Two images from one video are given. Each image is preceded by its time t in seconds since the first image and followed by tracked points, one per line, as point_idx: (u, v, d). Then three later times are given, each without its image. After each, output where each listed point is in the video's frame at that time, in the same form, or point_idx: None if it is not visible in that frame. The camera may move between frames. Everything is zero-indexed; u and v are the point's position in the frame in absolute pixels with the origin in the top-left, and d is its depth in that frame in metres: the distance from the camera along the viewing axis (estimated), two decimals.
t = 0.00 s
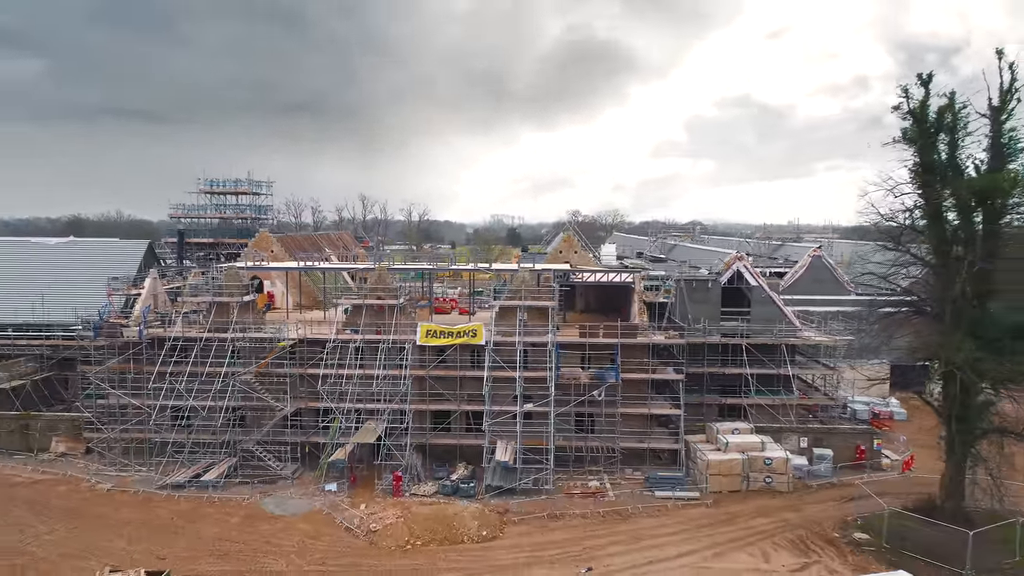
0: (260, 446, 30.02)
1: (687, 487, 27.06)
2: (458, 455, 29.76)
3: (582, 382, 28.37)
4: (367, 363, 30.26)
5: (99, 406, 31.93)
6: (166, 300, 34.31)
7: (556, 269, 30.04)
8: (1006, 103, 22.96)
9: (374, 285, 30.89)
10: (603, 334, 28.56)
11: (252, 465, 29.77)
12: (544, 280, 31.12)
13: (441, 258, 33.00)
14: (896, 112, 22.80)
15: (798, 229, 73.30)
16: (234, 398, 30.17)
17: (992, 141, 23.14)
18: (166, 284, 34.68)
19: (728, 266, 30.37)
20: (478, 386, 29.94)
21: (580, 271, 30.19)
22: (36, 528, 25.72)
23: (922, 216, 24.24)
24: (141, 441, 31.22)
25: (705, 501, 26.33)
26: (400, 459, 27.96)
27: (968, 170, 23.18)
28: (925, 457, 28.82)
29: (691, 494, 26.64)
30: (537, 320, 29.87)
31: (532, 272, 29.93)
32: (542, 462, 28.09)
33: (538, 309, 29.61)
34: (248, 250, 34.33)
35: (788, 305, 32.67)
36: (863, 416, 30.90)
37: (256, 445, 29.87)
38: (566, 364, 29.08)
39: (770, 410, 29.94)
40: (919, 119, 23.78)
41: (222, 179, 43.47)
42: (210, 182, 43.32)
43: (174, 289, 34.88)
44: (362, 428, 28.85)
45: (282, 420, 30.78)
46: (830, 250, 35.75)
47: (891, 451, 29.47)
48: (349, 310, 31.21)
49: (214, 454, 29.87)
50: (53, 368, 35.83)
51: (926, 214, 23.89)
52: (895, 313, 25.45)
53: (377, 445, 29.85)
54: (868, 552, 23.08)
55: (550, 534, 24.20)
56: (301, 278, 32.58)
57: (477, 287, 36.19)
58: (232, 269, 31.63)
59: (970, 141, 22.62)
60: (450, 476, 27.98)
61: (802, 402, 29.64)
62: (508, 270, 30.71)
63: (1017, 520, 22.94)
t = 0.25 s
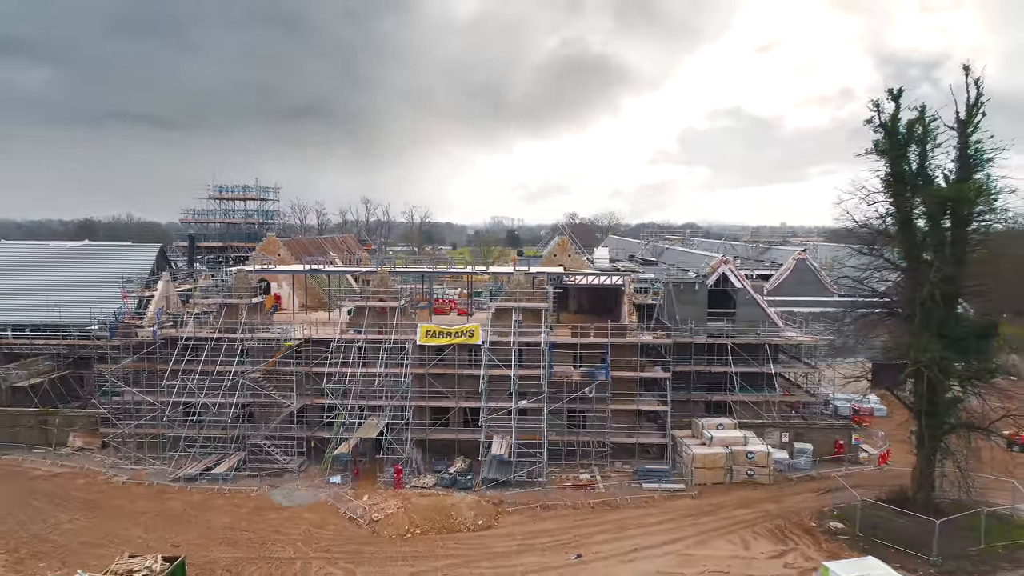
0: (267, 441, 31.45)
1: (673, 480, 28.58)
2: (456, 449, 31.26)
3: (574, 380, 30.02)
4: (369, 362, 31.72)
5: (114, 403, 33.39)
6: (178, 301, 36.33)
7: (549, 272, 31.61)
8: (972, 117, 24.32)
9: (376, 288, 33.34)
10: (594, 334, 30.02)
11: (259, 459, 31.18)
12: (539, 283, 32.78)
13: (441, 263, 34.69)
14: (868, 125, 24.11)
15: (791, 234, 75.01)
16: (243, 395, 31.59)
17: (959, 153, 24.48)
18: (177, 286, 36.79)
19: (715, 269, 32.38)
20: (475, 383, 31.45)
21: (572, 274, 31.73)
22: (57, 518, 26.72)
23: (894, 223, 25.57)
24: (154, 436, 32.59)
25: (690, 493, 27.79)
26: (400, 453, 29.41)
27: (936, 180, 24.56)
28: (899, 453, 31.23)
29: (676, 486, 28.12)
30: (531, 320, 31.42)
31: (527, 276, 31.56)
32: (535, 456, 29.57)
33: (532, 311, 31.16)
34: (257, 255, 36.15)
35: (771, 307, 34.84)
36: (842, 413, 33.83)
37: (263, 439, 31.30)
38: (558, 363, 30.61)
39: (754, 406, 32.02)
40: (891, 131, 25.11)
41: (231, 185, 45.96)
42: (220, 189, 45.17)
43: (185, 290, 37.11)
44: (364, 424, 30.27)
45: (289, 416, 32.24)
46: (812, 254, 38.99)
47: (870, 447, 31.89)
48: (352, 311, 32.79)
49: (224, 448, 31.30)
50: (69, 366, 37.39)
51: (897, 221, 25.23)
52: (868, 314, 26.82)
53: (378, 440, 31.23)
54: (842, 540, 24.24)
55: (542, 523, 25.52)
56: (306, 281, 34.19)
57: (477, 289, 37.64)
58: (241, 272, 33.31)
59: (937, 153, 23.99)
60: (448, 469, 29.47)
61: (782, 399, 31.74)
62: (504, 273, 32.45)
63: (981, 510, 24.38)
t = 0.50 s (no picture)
0: (272, 437, 32.71)
1: (660, 474, 29.94)
2: (454, 445, 32.60)
3: (566, 379, 31.45)
4: (371, 361, 33.03)
5: (125, 401, 34.67)
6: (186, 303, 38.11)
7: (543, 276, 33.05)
8: (943, 129, 25.68)
9: (377, 291, 34.15)
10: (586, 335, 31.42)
11: (265, 455, 32.44)
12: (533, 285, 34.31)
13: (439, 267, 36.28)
14: (845, 136, 25.33)
15: (786, 237, 76.32)
16: (250, 393, 32.89)
17: (931, 163, 25.80)
18: (186, 288, 38.82)
19: (702, 272, 34.38)
20: (472, 382, 32.78)
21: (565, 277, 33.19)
22: (73, 510, 27.25)
23: (869, 230, 26.78)
24: (164, 432, 33.85)
25: (677, 486, 29.04)
26: (400, 448, 30.70)
27: (909, 188, 25.84)
28: (879, 447, 32.85)
29: (664, 480, 29.44)
30: (526, 321, 32.86)
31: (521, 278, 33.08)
32: (529, 452, 30.86)
33: (526, 312, 32.62)
34: (263, 258, 37.78)
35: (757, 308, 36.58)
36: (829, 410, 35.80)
37: (269, 436, 32.57)
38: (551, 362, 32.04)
39: (741, 404, 33.76)
40: (866, 142, 26.35)
41: (237, 192, 48.17)
42: (226, 194, 46.78)
43: (193, 291, 39.11)
44: (365, 421, 31.56)
45: (293, 413, 33.54)
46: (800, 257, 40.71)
47: (852, 442, 33.64)
48: (355, 313, 34.26)
49: (231, 444, 32.56)
50: (81, 365, 38.70)
51: (872, 227, 26.41)
52: (846, 316, 28.07)
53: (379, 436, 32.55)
54: (820, 531, 25.43)
55: (535, 515, 26.71)
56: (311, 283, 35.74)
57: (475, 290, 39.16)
58: (248, 276, 34.85)
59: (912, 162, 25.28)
60: (446, 464, 30.77)
61: (768, 396, 33.47)
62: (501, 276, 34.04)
63: (950, 503, 25.66)
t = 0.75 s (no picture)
0: (275, 436, 33.59)
1: (652, 472, 30.80)
2: (451, 443, 33.51)
3: (561, 379, 32.43)
4: (371, 361, 33.92)
5: (131, 400, 35.56)
6: (191, 305, 39.17)
7: (538, 278, 33.99)
8: (924, 138, 26.59)
9: (377, 292, 35.46)
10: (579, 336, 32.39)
11: (267, 453, 33.32)
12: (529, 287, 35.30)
13: (437, 269, 37.31)
14: (828, 144, 26.24)
15: (781, 239, 77.35)
16: (253, 392, 33.78)
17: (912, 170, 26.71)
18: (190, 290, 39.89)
19: (694, 274, 35.44)
20: (469, 382, 33.71)
21: (559, 279, 34.16)
22: (82, 505, 28.13)
23: (852, 234, 27.66)
24: (170, 431, 34.72)
25: (667, 483, 29.95)
26: (399, 446, 31.61)
27: (891, 194, 26.74)
28: (865, 446, 33.79)
29: (655, 477, 30.30)
30: (521, 323, 33.81)
31: (517, 281, 34.05)
32: (524, 450, 31.72)
33: (522, 314, 33.57)
34: (266, 261, 38.82)
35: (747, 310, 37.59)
36: (818, 410, 36.83)
37: (271, 434, 33.45)
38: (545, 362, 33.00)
39: (731, 403, 34.65)
40: (849, 149, 27.26)
41: (240, 195, 49.11)
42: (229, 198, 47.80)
43: (196, 293, 40.23)
44: (365, 419, 32.44)
45: (295, 413, 34.42)
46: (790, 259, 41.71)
47: (839, 440, 34.59)
48: (355, 314, 35.21)
49: (234, 443, 33.43)
50: (87, 366, 39.60)
51: (855, 231, 27.28)
52: (831, 317, 28.99)
53: (378, 435, 33.49)
54: (804, 526, 26.32)
55: (529, 511, 27.58)
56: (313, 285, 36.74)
57: (473, 292, 40.19)
58: (251, 278, 35.84)
59: (894, 170, 26.15)
60: (443, 462, 31.66)
61: (758, 396, 34.46)
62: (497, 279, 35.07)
63: (929, 499, 26.53)
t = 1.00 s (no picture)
0: (276, 435, 34.46)
1: (643, 470, 31.66)
2: (449, 441, 34.40)
3: (554, 379, 33.35)
4: (370, 361, 34.78)
5: (136, 400, 36.44)
6: (194, 307, 40.08)
7: (533, 281, 34.91)
8: (905, 145, 27.51)
9: (376, 295, 36.53)
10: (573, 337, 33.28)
11: (269, 451, 34.19)
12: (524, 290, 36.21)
13: (435, 272, 38.21)
14: (812, 152, 27.14)
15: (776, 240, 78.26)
16: (255, 392, 34.66)
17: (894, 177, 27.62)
18: (193, 291, 41.03)
19: (686, 277, 36.33)
20: (466, 382, 34.60)
21: (554, 282, 35.06)
22: (90, 501, 29.05)
23: (834, 238, 28.53)
24: (173, 430, 35.65)
25: (658, 480, 30.84)
26: (397, 444, 32.48)
27: (872, 200, 27.63)
28: (851, 444, 34.68)
29: (646, 474, 31.19)
30: (517, 324, 34.71)
31: (512, 283, 34.95)
32: (519, 448, 32.59)
33: (517, 315, 34.47)
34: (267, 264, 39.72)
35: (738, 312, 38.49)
36: (806, 409, 37.64)
37: (272, 433, 34.32)
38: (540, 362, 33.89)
39: (722, 402, 35.50)
40: (833, 157, 28.15)
41: (242, 200, 50.68)
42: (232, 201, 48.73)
43: (199, 295, 41.15)
44: (365, 419, 33.32)
45: (296, 412, 35.28)
46: (782, 261, 42.63)
47: (827, 439, 35.47)
48: (355, 316, 36.10)
49: (237, 441, 34.30)
50: (92, 366, 40.48)
51: (838, 236, 28.15)
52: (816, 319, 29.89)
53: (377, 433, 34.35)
54: (789, 521, 27.22)
55: (523, 506, 28.49)
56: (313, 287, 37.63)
57: (470, 294, 41.12)
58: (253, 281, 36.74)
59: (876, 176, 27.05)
60: (441, 460, 32.54)
61: (747, 396, 35.33)
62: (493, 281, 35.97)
63: (910, 494, 27.45)
